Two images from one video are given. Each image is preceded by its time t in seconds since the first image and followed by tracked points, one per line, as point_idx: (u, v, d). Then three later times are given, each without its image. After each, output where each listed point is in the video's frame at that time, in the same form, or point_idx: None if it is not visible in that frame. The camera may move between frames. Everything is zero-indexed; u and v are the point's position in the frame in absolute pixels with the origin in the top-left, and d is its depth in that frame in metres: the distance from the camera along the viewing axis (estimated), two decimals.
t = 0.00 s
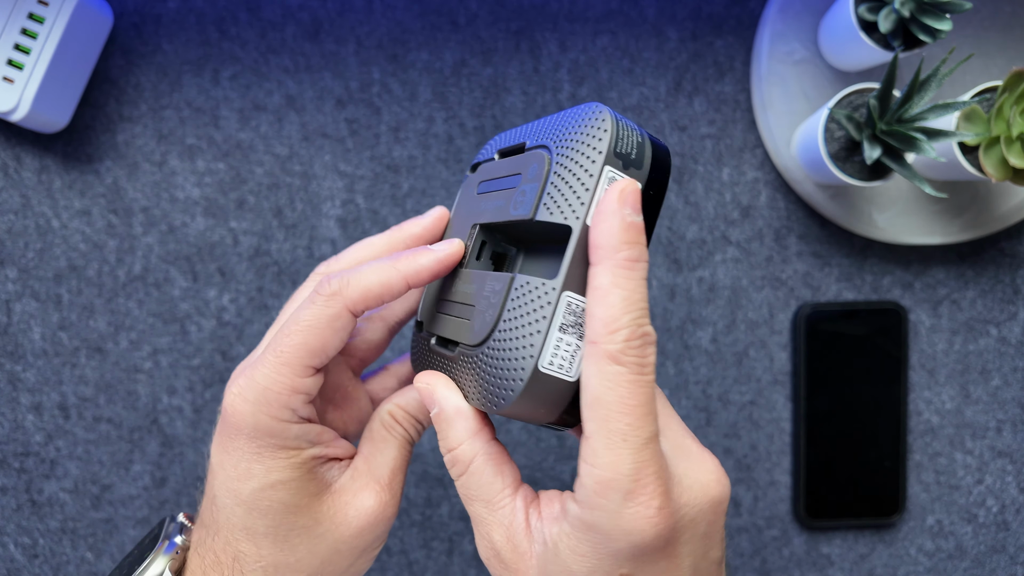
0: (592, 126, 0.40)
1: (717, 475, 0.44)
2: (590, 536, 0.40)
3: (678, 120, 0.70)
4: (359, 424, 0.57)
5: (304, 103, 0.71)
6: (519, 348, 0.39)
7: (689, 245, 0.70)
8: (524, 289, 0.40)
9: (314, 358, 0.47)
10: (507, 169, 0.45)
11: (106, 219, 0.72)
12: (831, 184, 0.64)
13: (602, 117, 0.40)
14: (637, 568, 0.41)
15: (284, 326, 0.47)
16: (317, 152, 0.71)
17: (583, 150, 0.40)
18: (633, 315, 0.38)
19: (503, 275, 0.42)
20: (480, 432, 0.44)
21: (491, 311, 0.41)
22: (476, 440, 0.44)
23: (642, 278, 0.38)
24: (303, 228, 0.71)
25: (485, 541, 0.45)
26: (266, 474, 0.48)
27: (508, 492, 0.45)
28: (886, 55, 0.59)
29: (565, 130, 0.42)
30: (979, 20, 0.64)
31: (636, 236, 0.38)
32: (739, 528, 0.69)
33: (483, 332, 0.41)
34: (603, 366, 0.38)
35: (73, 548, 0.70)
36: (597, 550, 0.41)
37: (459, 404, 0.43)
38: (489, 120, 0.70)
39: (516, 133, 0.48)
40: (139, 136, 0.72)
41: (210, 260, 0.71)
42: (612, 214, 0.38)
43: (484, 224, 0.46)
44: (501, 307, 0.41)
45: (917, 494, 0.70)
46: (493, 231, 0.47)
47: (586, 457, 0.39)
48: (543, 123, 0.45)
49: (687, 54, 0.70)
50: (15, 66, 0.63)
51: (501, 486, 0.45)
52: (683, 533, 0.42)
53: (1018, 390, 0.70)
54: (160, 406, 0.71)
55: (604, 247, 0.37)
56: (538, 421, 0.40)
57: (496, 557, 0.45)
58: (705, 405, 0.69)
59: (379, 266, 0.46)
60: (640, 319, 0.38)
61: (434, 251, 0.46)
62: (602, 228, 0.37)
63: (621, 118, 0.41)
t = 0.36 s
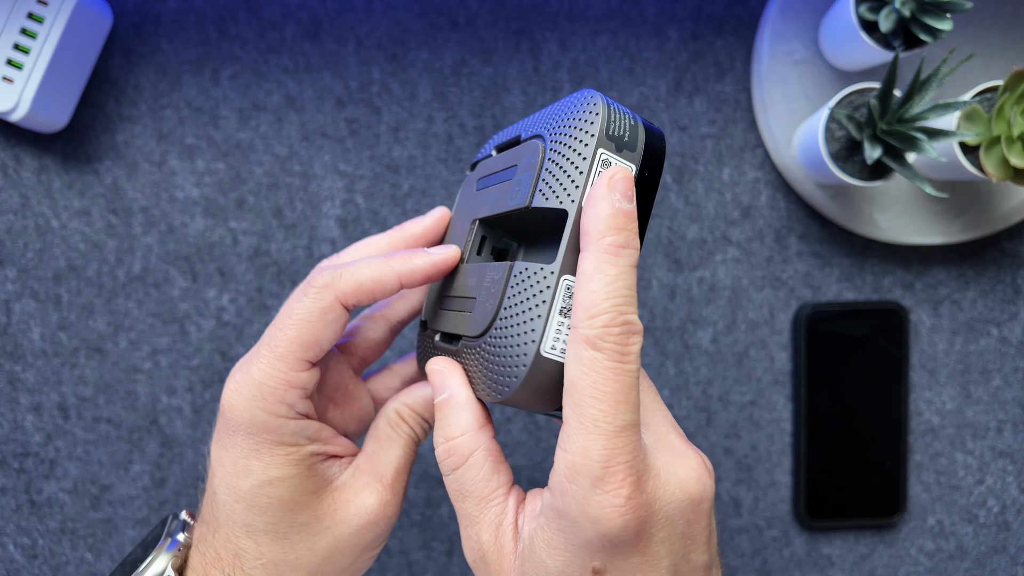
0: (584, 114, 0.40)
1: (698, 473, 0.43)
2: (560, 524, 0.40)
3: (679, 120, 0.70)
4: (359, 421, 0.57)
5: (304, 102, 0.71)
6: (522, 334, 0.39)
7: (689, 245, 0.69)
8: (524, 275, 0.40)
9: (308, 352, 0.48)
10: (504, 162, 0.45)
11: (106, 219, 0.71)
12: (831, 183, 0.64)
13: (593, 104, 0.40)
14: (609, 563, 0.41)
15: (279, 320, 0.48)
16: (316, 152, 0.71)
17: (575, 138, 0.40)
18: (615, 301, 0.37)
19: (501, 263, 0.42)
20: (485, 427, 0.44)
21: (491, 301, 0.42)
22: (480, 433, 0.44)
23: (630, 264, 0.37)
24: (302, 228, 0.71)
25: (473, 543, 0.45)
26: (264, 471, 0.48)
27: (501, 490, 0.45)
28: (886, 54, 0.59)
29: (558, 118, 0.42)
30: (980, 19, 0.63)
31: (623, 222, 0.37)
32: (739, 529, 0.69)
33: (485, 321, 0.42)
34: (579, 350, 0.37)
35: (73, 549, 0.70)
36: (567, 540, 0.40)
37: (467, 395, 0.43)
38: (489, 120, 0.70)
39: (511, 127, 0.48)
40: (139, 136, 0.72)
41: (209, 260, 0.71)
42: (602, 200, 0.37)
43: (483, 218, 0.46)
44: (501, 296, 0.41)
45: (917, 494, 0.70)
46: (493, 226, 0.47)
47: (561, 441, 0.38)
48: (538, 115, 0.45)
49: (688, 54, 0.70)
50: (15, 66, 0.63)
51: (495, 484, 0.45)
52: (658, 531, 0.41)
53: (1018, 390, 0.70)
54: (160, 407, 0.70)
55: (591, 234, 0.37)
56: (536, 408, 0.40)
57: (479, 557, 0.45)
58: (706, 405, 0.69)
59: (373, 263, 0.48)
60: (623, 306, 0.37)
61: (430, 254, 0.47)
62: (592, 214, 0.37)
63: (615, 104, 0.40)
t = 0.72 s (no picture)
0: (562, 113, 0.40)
1: (679, 478, 0.42)
2: (538, 524, 0.40)
3: (679, 120, 0.70)
4: (361, 421, 0.57)
5: (303, 102, 0.71)
6: (515, 338, 0.39)
7: (689, 245, 0.69)
8: (514, 280, 0.40)
9: (313, 360, 0.47)
10: (489, 165, 0.45)
11: (106, 219, 0.71)
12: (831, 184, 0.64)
13: (570, 103, 0.40)
14: (586, 566, 0.40)
15: (280, 329, 0.48)
16: (316, 152, 0.71)
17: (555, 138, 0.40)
18: (593, 304, 0.37)
19: (494, 269, 0.42)
20: (481, 431, 0.44)
21: (486, 307, 0.42)
22: (477, 437, 0.44)
23: (609, 267, 0.37)
24: (303, 228, 0.71)
25: (460, 543, 0.45)
26: (276, 480, 0.47)
27: (492, 493, 0.45)
28: (886, 54, 0.59)
29: (539, 119, 0.42)
30: (980, 20, 0.63)
31: (602, 224, 0.36)
32: (739, 529, 0.69)
33: (481, 328, 0.42)
34: (557, 352, 0.37)
35: (73, 549, 0.70)
36: (545, 542, 0.40)
37: (469, 399, 0.43)
38: (489, 120, 0.70)
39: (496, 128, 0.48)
40: (139, 136, 0.72)
41: (209, 260, 0.71)
42: (582, 202, 0.37)
43: (474, 221, 0.46)
44: (496, 300, 0.41)
45: (918, 495, 0.70)
46: (485, 228, 0.47)
47: (540, 442, 0.39)
48: (519, 115, 0.45)
49: (688, 54, 0.70)
50: (15, 66, 0.63)
51: (486, 487, 0.45)
52: (636, 535, 0.41)
53: (1019, 390, 0.70)
54: (160, 407, 0.70)
55: (570, 237, 0.37)
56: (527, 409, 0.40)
57: (466, 558, 0.45)
58: (706, 405, 0.69)
59: (371, 264, 0.47)
60: (601, 310, 0.37)
61: (429, 257, 0.47)
62: (571, 217, 0.37)
63: (591, 99, 0.40)
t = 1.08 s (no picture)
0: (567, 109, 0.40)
1: (692, 474, 0.43)
2: (551, 522, 0.40)
3: (679, 120, 0.70)
4: (362, 421, 0.57)
5: (303, 102, 0.71)
6: (518, 332, 0.39)
7: (689, 245, 0.69)
8: (517, 274, 0.40)
9: (316, 359, 0.47)
10: (494, 163, 0.46)
11: (106, 219, 0.71)
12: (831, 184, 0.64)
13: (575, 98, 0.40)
14: (599, 564, 0.40)
15: (283, 329, 0.47)
16: (316, 152, 0.71)
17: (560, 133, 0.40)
18: (603, 299, 0.37)
19: (495, 265, 0.42)
20: (478, 428, 0.44)
21: (488, 302, 0.42)
22: (473, 434, 0.44)
23: (616, 261, 0.37)
24: (303, 228, 0.71)
25: (465, 540, 0.45)
26: (277, 478, 0.47)
27: (493, 488, 0.45)
28: (886, 54, 0.59)
29: (543, 115, 0.42)
30: (980, 20, 0.63)
31: (608, 219, 0.37)
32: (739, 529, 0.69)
33: (482, 324, 0.42)
34: (569, 348, 0.37)
35: (73, 549, 0.70)
36: (558, 539, 0.40)
37: (467, 396, 0.43)
38: (489, 120, 0.70)
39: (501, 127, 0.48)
40: (139, 136, 0.72)
41: (209, 260, 0.71)
42: (586, 197, 0.37)
43: (478, 219, 0.46)
44: (497, 296, 0.41)
45: (918, 495, 0.70)
46: (489, 227, 0.47)
47: (552, 440, 0.38)
48: (524, 113, 0.45)
49: (688, 54, 0.70)
50: (15, 66, 0.63)
51: (487, 483, 0.45)
52: (649, 532, 0.41)
53: (1019, 390, 0.70)
54: (159, 407, 0.70)
55: (576, 231, 0.37)
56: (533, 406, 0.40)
57: (472, 554, 0.45)
58: (706, 405, 0.69)
59: (375, 264, 0.47)
60: (611, 304, 0.37)
61: (433, 255, 0.47)
62: (576, 212, 0.37)
63: (597, 96, 0.40)
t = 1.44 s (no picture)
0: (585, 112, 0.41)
1: (712, 463, 0.43)
2: (573, 512, 0.39)
3: (679, 120, 0.70)
4: (358, 429, 0.57)
5: (303, 102, 0.71)
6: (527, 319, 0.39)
7: (689, 245, 0.69)
8: (529, 262, 0.40)
9: (322, 364, 0.47)
10: (507, 168, 0.46)
11: (106, 219, 0.71)
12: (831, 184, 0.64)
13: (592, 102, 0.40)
14: (621, 552, 0.40)
15: (292, 332, 0.48)
16: (316, 152, 0.71)
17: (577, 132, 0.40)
18: (619, 286, 0.37)
19: (508, 257, 0.42)
20: (482, 421, 0.43)
21: (498, 293, 0.42)
22: (477, 427, 0.43)
23: (631, 250, 0.37)
24: (303, 228, 0.71)
25: (473, 533, 0.44)
26: (273, 483, 0.47)
27: (500, 481, 0.44)
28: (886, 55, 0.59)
29: (560, 120, 0.43)
30: (980, 20, 0.63)
31: (622, 209, 0.37)
32: (739, 529, 0.69)
33: (491, 313, 0.42)
34: (588, 335, 0.37)
35: (73, 549, 0.70)
36: (579, 529, 0.40)
37: (470, 388, 0.43)
38: (489, 120, 0.70)
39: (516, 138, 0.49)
40: (138, 136, 0.72)
41: (209, 260, 0.71)
42: (600, 188, 0.37)
43: (489, 221, 0.46)
44: (507, 288, 0.41)
45: (918, 495, 0.70)
46: (499, 231, 0.47)
47: (571, 428, 0.38)
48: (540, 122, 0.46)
49: (688, 54, 0.70)
50: (15, 66, 0.63)
51: (493, 476, 0.44)
52: (671, 520, 0.41)
53: (1019, 390, 0.70)
54: (160, 407, 0.70)
55: (592, 221, 0.37)
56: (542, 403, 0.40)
57: (483, 549, 0.44)
58: (706, 405, 0.69)
59: (386, 272, 0.48)
60: (628, 291, 0.37)
61: (442, 261, 0.47)
62: (590, 203, 0.37)
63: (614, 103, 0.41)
